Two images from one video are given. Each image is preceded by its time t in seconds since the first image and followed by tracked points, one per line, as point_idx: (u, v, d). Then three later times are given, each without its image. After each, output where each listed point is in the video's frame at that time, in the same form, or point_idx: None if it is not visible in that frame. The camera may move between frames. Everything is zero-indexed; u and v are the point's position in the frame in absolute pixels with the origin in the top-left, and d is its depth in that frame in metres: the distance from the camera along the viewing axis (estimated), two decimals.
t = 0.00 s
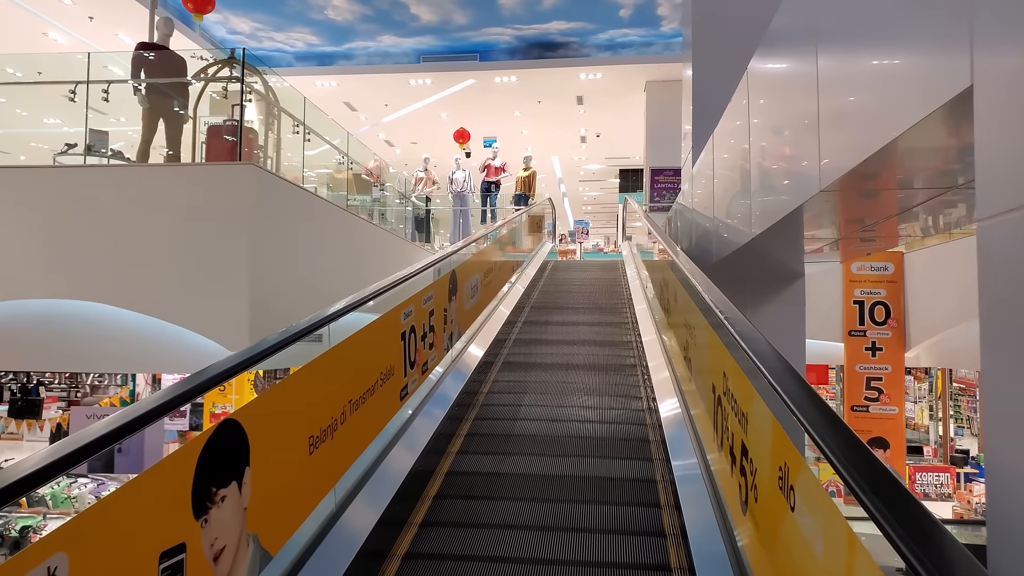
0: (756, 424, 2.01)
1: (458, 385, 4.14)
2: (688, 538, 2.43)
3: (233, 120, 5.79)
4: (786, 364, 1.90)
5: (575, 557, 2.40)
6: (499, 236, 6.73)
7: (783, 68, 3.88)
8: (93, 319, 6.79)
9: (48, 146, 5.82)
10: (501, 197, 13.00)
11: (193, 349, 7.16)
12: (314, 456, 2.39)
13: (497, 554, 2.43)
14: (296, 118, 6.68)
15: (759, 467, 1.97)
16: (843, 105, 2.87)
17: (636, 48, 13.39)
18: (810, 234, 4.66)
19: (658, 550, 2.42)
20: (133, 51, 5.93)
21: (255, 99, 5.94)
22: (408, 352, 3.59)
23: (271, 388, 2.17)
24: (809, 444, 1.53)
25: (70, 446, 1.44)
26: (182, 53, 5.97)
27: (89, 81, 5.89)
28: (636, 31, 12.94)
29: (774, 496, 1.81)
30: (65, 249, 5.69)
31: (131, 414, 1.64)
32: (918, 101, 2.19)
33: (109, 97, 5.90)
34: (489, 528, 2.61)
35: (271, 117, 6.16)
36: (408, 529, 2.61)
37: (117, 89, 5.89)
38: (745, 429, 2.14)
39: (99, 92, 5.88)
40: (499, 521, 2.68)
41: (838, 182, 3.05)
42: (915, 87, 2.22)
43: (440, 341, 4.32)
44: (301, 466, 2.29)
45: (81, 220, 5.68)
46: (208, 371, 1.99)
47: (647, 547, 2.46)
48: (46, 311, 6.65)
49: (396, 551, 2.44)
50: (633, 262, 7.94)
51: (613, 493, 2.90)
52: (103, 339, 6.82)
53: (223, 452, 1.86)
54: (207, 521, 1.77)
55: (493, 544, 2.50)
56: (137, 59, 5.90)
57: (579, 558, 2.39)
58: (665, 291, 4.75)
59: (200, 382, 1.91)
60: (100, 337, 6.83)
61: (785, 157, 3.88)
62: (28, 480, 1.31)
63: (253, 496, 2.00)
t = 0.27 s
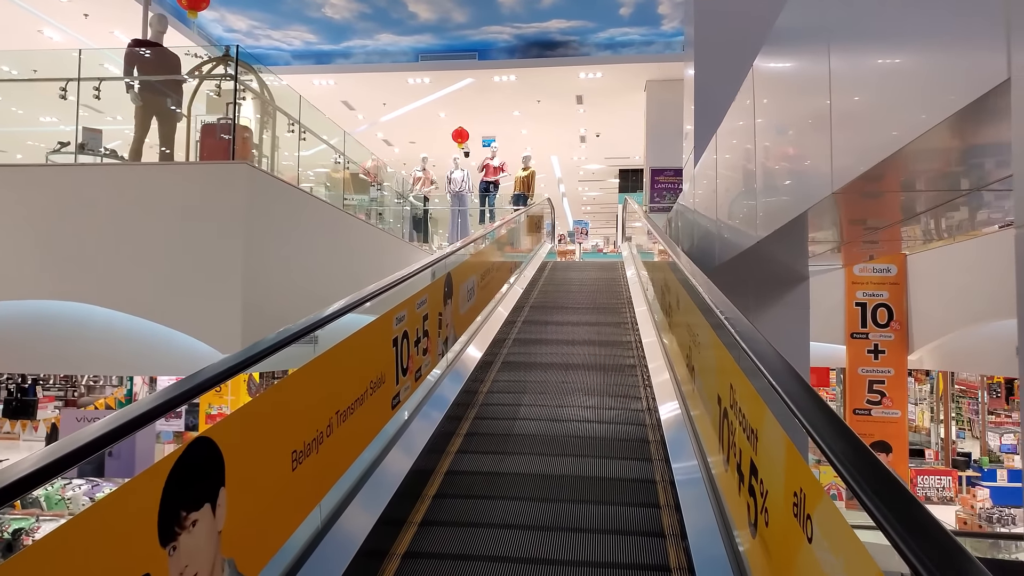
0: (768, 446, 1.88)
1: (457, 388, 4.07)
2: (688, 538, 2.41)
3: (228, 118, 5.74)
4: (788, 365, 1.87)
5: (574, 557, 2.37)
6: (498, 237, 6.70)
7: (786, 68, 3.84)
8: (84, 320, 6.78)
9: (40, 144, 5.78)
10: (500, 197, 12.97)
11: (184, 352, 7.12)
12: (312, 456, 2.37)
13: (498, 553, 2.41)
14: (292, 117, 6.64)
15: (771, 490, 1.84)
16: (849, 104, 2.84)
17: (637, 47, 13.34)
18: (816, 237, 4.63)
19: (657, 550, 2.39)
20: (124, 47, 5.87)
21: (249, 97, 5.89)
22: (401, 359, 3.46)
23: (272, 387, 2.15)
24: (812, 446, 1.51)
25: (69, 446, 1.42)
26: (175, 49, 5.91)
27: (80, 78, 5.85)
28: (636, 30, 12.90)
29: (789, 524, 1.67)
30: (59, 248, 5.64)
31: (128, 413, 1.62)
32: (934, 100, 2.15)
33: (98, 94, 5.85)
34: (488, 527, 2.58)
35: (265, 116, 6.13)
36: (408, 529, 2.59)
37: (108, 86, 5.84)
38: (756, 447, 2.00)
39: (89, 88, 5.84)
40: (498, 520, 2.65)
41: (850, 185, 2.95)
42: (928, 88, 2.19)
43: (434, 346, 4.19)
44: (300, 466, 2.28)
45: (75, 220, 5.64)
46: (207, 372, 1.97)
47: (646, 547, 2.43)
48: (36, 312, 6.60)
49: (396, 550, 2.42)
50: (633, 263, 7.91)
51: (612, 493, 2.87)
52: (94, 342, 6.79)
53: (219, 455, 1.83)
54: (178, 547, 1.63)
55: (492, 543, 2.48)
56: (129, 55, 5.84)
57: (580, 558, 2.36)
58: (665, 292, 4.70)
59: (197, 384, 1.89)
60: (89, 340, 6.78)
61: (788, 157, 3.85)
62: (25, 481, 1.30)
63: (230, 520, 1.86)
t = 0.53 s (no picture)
0: (780, 466, 1.72)
1: (455, 390, 3.99)
2: (689, 537, 2.38)
3: (220, 119, 5.69)
4: (789, 365, 1.83)
5: (575, 556, 2.34)
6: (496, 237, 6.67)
7: (788, 66, 3.81)
8: (72, 324, 6.74)
9: (30, 145, 5.74)
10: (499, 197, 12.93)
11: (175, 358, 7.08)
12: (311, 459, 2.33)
13: (499, 553, 2.38)
14: (286, 117, 6.61)
15: (786, 517, 1.65)
16: (852, 101, 2.81)
17: (635, 45, 13.29)
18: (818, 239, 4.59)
19: (657, 550, 2.37)
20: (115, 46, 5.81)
21: (240, 96, 5.84)
22: (391, 368, 3.27)
23: (272, 388, 2.13)
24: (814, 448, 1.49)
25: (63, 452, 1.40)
26: (168, 48, 5.88)
27: (68, 76, 5.81)
28: (634, 27, 12.86)
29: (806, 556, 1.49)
30: (53, 250, 5.60)
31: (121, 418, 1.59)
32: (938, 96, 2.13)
33: (87, 93, 5.81)
34: (488, 527, 2.56)
35: (258, 116, 6.08)
36: (409, 529, 2.56)
37: (97, 85, 5.80)
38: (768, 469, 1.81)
39: (77, 87, 5.80)
40: (498, 520, 2.63)
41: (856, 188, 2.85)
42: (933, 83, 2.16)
43: (428, 352, 3.99)
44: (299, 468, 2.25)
45: (68, 222, 5.60)
46: (203, 376, 1.94)
47: (647, 546, 2.40)
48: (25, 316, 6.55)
49: (398, 550, 2.39)
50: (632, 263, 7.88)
51: (613, 492, 2.84)
52: (84, 348, 6.76)
53: (217, 458, 1.80)
54: None
55: (492, 543, 2.45)
56: (120, 53, 5.78)
57: (582, 557, 2.33)
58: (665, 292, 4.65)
59: (193, 387, 1.86)
60: (78, 346, 6.75)
61: (790, 154, 3.82)
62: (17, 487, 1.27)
63: (200, 549, 1.70)
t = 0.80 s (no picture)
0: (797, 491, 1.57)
1: (453, 393, 3.91)
2: (689, 538, 2.34)
3: (211, 119, 5.64)
4: (789, 365, 1.79)
5: (575, 557, 2.31)
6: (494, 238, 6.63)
7: (789, 63, 3.78)
8: (64, 330, 6.70)
9: (22, 146, 5.71)
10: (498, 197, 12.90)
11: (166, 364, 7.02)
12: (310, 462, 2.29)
13: (498, 553, 2.35)
14: (279, 117, 6.57)
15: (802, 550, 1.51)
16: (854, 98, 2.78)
17: (634, 43, 13.26)
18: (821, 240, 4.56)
19: (658, 550, 2.34)
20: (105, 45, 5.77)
21: (231, 96, 5.79)
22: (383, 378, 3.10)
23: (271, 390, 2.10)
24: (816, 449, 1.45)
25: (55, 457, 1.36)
26: (159, 49, 5.84)
27: (56, 77, 5.76)
28: (633, 26, 12.83)
29: None
30: (48, 253, 5.57)
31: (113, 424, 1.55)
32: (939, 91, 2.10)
33: (75, 93, 5.78)
34: (487, 528, 2.52)
35: (251, 115, 6.04)
36: (409, 529, 2.54)
37: (86, 85, 5.76)
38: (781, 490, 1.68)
39: (66, 88, 5.76)
40: (498, 520, 2.59)
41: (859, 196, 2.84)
42: (932, 79, 2.14)
43: (421, 359, 3.82)
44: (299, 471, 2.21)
45: (62, 224, 5.56)
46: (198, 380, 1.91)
47: (648, 546, 2.37)
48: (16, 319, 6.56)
49: (398, 551, 2.36)
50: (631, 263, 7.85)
51: (613, 492, 2.80)
52: (73, 355, 6.71)
53: (216, 461, 1.77)
54: None
55: (492, 544, 2.42)
56: (111, 52, 5.73)
57: (582, 558, 2.30)
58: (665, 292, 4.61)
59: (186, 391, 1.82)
60: (68, 353, 6.71)
61: (791, 152, 3.78)
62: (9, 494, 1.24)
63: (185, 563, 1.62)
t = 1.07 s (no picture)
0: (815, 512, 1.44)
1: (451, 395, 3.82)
2: (689, 538, 2.31)
3: (203, 118, 5.58)
4: (789, 364, 1.75)
5: (574, 556, 2.28)
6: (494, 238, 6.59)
7: (792, 61, 3.75)
8: (55, 332, 6.66)
9: (15, 146, 5.69)
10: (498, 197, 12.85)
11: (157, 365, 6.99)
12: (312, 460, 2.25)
13: (497, 552, 2.32)
14: (274, 117, 6.52)
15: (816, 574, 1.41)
16: (858, 96, 2.74)
17: (634, 41, 13.20)
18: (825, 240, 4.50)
19: (657, 549, 2.31)
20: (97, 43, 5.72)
21: (225, 95, 5.72)
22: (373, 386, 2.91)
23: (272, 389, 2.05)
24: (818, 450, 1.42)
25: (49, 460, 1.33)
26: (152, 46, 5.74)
27: (47, 75, 5.73)
28: (633, 24, 12.78)
29: None
30: (42, 253, 5.53)
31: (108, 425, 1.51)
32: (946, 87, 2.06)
33: (65, 91, 5.74)
34: (486, 527, 2.49)
35: (245, 115, 5.99)
36: (408, 529, 2.50)
37: (77, 83, 5.72)
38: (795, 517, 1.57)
39: (56, 86, 5.73)
40: (497, 519, 2.56)
41: (864, 199, 2.83)
42: (938, 76, 2.11)
43: (415, 365, 3.66)
44: (303, 468, 2.16)
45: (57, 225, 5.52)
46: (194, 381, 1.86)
47: (647, 546, 2.34)
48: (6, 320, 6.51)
49: (397, 551, 2.33)
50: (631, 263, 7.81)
51: (612, 491, 2.77)
52: (64, 355, 6.69)
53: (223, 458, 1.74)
54: None
55: (491, 543, 2.39)
56: (103, 49, 5.68)
57: (581, 557, 2.27)
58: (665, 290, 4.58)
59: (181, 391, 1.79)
60: (59, 354, 6.68)
61: (795, 150, 3.75)
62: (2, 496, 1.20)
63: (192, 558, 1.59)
